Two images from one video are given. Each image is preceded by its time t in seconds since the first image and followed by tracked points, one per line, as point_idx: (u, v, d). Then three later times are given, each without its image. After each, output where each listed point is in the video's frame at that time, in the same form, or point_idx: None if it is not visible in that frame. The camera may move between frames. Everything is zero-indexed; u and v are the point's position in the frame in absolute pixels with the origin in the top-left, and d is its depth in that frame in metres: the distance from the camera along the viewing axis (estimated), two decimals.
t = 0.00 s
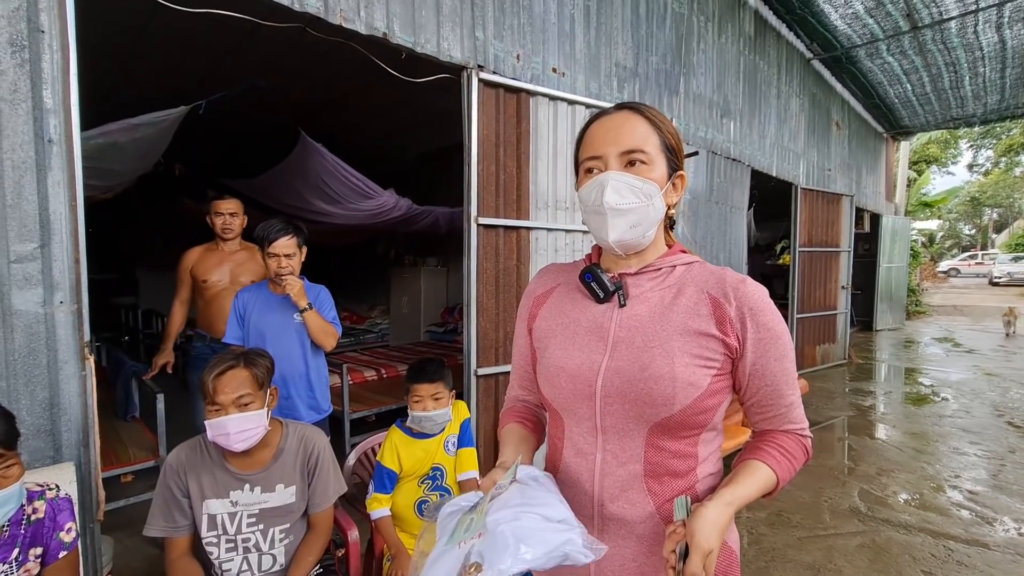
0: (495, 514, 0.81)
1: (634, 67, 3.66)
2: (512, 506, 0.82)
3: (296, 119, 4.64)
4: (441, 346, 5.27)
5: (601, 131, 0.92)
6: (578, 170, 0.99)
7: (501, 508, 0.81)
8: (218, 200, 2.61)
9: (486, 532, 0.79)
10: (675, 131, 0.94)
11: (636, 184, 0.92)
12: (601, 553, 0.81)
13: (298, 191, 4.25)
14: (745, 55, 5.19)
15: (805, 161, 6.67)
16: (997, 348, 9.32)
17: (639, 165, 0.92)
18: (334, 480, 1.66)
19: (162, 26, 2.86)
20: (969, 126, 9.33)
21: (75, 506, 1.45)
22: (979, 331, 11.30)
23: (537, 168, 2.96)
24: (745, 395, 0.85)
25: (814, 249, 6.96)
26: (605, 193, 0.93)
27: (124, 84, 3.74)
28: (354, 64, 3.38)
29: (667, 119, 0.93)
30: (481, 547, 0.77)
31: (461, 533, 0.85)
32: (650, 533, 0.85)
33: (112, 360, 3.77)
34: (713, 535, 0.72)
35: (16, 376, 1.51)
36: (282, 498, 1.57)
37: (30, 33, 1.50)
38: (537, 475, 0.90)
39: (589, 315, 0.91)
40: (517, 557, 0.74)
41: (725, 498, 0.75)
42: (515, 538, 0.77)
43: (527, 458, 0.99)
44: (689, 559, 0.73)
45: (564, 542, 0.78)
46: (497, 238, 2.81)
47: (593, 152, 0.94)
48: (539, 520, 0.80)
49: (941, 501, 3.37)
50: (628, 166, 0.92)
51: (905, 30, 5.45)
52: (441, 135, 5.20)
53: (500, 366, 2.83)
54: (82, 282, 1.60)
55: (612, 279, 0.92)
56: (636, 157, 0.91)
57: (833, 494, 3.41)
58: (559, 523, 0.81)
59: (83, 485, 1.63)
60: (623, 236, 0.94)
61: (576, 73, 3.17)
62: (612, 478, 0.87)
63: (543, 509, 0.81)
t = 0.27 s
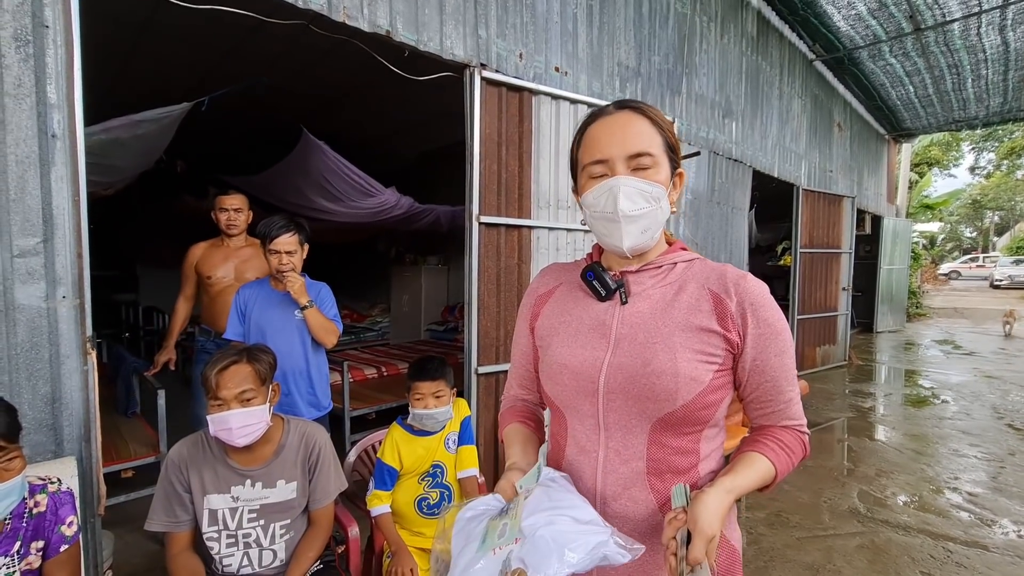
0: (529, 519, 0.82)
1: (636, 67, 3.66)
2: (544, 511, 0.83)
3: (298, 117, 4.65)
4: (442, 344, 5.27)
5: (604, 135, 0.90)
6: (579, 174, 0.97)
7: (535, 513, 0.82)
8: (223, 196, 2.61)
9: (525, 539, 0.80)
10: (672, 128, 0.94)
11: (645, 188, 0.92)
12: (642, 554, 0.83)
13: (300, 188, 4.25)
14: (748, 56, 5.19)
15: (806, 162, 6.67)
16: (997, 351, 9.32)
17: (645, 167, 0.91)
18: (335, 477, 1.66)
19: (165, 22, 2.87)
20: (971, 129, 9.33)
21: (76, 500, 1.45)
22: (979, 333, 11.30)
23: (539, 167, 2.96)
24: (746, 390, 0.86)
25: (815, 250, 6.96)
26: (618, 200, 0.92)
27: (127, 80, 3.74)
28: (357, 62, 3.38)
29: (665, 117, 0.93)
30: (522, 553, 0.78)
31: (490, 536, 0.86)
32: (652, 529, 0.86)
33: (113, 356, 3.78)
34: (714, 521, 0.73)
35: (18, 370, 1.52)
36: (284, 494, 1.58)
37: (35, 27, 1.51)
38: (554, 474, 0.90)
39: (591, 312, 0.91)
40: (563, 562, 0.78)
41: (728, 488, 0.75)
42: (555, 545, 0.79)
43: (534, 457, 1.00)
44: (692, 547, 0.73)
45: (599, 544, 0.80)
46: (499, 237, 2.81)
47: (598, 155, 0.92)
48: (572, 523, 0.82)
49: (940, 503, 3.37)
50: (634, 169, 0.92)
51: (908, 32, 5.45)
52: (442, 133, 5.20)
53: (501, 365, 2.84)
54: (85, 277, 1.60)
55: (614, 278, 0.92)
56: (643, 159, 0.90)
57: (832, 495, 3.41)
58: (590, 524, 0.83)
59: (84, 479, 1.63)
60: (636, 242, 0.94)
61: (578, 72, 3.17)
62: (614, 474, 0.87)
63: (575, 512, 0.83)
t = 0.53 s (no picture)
0: (540, 519, 0.82)
1: (640, 66, 3.65)
2: (555, 510, 0.82)
3: (302, 113, 4.65)
4: (443, 342, 5.28)
5: (614, 128, 0.91)
6: (586, 167, 0.97)
7: (545, 513, 0.82)
8: (219, 191, 2.60)
9: (536, 539, 0.79)
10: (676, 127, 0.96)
11: (656, 181, 0.92)
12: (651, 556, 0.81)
13: (303, 185, 4.25)
14: (752, 56, 5.19)
15: (809, 163, 6.66)
16: (999, 354, 9.31)
17: (654, 161, 0.92)
18: (337, 472, 1.67)
19: (170, 18, 2.87)
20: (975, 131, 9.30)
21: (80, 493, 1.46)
22: (981, 336, 11.28)
23: (542, 165, 2.96)
24: (749, 386, 0.86)
25: (818, 251, 6.95)
26: (630, 191, 0.92)
27: (132, 76, 3.75)
28: (361, 59, 3.38)
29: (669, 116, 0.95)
30: (535, 553, 0.78)
31: (501, 535, 0.86)
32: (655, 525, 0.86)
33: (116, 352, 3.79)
34: (705, 507, 0.74)
35: (23, 363, 1.52)
36: (286, 489, 1.58)
37: (41, 22, 1.51)
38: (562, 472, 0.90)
39: (594, 309, 0.92)
40: (576, 562, 0.76)
41: (728, 481, 0.76)
42: (567, 544, 0.78)
43: (538, 454, 1.00)
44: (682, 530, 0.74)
45: (610, 544, 0.79)
46: (502, 235, 2.81)
47: (608, 148, 0.92)
48: (582, 523, 0.81)
49: (941, 504, 3.37)
50: (644, 162, 0.92)
51: (913, 33, 5.44)
52: (446, 131, 5.21)
53: (503, 363, 2.84)
54: (89, 271, 1.61)
55: (616, 275, 0.92)
56: (653, 153, 0.91)
57: (833, 495, 3.41)
58: (600, 525, 0.82)
59: (87, 472, 1.64)
60: (647, 234, 0.94)
61: (582, 71, 3.17)
62: (618, 470, 0.88)
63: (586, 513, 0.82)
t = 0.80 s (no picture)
0: (547, 521, 0.84)
1: (642, 66, 3.66)
2: (561, 514, 0.84)
3: (305, 113, 4.67)
4: (445, 341, 5.29)
5: (620, 130, 0.91)
6: (591, 166, 0.97)
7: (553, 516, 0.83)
8: (213, 189, 2.62)
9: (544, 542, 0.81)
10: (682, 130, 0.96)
11: (660, 184, 0.93)
12: (655, 575, 0.82)
13: (305, 184, 4.27)
14: (754, 55, 5.19)
15: (812, 163, 6.66)
16: (1002, 354, 9.29)
17: (659, 165, 0.92)
18: (339, 469, 1.68)
19: (174, 17, 2.88)
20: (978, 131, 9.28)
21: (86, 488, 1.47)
22: (984, 336, 11.25)
23: (544, 165, 2.97)
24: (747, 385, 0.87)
25: (820, 251, 6.94)
26: (634, 194, 0.92)
27: (136, 75, 3.77)
28: (364, 58, 3.40)
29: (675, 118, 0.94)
30: (541, 554, 0.80)
31: (506, 529, 0.87)
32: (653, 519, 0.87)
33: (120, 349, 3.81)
34: (712, 507, 0.74)
35: (29, 360, 1.54)
36: (289, 485, 1.59)
37: (48, 22, 1.52)
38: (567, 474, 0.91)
39: (594, 306, 0.92)
40: (581, 567, 0.77)
41: (725, 479, 0.77)
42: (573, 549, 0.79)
43: (538, 451, 1.00)
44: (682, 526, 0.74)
45: (613, 552, 0.81)
46: (503, 234, 2.82)
47: (613, 150, 0.92)
48: (586, 530, 0.83)
49: (942, 504, 3.37)
50: (649, 165, 0.92)
51: (916, 32, 5.43)
52: (448, 131, 5.22)
53: (504, 361, 2.85)
54: (95, 268, 1.62)
55: (617, 273, 0.93)
56: (658, 157, 0.91)
57: (834, 495, 3.41)
58: (603, 532, 0.84)
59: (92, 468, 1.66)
60: (649, 236, 0.95)
61: (584, 71, 3.18)
62: (616, 464, 0.88)
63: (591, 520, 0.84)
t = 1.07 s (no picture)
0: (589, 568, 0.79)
1: (647, 64, 3.65)
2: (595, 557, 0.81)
3: (310, 112, 4.69)
4: (449, 340, 5.30)
5: (630, 164, 0.85)
6: (597, 193, 0.93)
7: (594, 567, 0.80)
8: (212, 187, 2.63)
9: None
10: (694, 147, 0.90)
11: (668, 218, 0.90)
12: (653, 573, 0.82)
13: (310, 183, 4.28)
14: (759, 54, 5.18)
15: (817, 161, 6.63)
16: (1010, 354, 9.23)
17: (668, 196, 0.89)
18: (345, 466, 1.70)
19: (180, 17, 2.90)
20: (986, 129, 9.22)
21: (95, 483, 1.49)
22: (991, 336, 11.19)
23: (548, 163, 2.97)
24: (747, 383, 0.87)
25: (825, 250, 6.92)
26: (642, 234, 0.90)
27: (143, 75, 3.80)
28: (369, 58, 3.41)
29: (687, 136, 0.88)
30: None
31: (541, 568, 0.78)
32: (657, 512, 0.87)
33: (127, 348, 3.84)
34: (722, 502, 0.74)
35: (39, 357, 1.55)
36: (294, 481, 1.61)
37: (57, 22, 1.54)
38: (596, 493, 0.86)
39: (598, 302, 0.93)
40: None
41: (730, 476, 0.76)
42: None
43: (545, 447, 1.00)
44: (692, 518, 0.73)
45: None
46: (508, 233, 2.82)
47: (622, 182, 0.88)
48: None
49: (948, 504, 3.35)
50: (657, 199, 0.89)
51: (922, 30, 5.41)
52: (452, 130, 5.23)
53: (508, 360, 2.86)
54: (103, 266, 1.64)
55: (623, 272, 0.93)
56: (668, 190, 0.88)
57: (839, 494, 3.40)
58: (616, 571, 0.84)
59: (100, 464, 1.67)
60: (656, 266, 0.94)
61: (588, 69, 3.18)
62: (619, 454, 0.89)
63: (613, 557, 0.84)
